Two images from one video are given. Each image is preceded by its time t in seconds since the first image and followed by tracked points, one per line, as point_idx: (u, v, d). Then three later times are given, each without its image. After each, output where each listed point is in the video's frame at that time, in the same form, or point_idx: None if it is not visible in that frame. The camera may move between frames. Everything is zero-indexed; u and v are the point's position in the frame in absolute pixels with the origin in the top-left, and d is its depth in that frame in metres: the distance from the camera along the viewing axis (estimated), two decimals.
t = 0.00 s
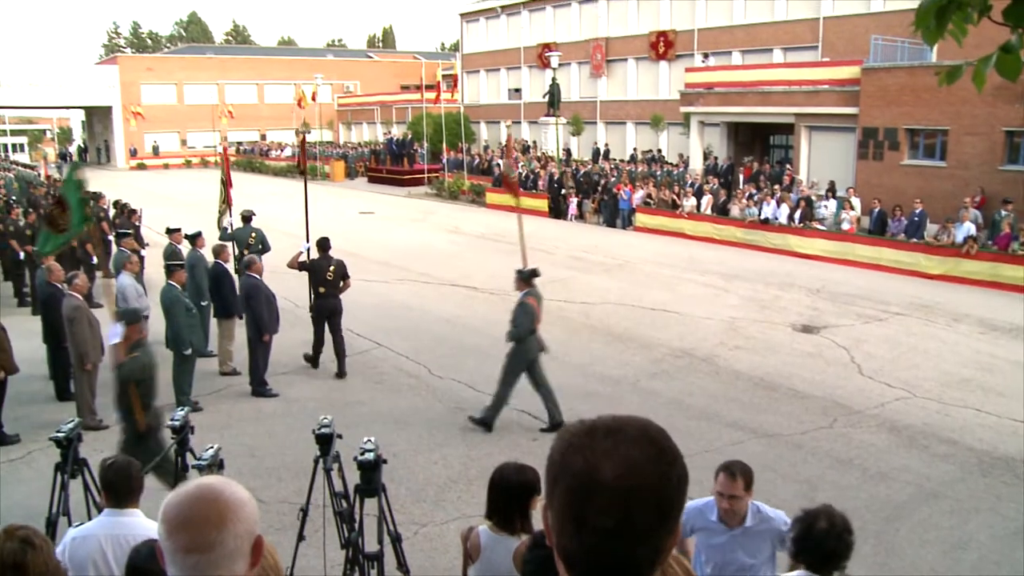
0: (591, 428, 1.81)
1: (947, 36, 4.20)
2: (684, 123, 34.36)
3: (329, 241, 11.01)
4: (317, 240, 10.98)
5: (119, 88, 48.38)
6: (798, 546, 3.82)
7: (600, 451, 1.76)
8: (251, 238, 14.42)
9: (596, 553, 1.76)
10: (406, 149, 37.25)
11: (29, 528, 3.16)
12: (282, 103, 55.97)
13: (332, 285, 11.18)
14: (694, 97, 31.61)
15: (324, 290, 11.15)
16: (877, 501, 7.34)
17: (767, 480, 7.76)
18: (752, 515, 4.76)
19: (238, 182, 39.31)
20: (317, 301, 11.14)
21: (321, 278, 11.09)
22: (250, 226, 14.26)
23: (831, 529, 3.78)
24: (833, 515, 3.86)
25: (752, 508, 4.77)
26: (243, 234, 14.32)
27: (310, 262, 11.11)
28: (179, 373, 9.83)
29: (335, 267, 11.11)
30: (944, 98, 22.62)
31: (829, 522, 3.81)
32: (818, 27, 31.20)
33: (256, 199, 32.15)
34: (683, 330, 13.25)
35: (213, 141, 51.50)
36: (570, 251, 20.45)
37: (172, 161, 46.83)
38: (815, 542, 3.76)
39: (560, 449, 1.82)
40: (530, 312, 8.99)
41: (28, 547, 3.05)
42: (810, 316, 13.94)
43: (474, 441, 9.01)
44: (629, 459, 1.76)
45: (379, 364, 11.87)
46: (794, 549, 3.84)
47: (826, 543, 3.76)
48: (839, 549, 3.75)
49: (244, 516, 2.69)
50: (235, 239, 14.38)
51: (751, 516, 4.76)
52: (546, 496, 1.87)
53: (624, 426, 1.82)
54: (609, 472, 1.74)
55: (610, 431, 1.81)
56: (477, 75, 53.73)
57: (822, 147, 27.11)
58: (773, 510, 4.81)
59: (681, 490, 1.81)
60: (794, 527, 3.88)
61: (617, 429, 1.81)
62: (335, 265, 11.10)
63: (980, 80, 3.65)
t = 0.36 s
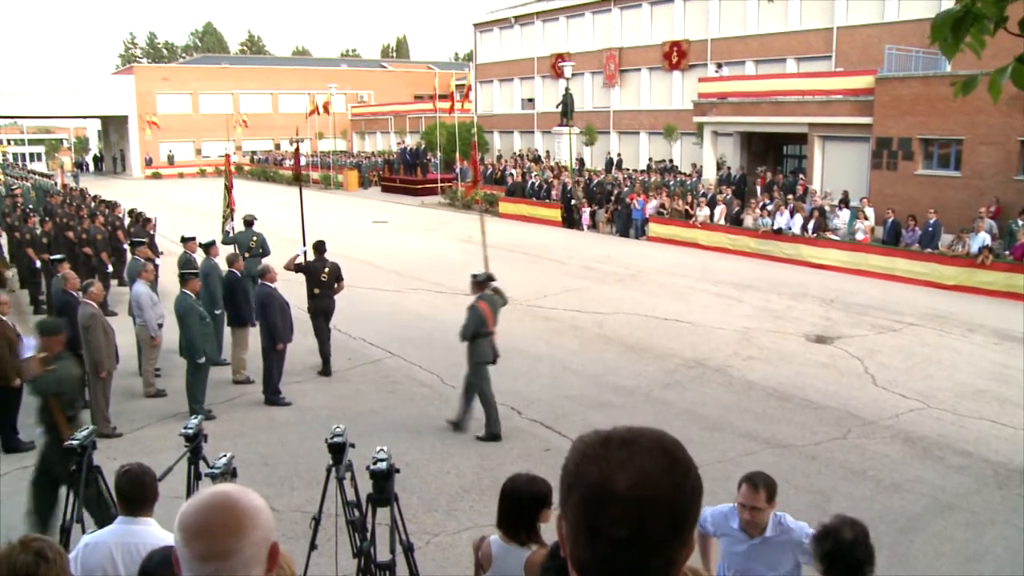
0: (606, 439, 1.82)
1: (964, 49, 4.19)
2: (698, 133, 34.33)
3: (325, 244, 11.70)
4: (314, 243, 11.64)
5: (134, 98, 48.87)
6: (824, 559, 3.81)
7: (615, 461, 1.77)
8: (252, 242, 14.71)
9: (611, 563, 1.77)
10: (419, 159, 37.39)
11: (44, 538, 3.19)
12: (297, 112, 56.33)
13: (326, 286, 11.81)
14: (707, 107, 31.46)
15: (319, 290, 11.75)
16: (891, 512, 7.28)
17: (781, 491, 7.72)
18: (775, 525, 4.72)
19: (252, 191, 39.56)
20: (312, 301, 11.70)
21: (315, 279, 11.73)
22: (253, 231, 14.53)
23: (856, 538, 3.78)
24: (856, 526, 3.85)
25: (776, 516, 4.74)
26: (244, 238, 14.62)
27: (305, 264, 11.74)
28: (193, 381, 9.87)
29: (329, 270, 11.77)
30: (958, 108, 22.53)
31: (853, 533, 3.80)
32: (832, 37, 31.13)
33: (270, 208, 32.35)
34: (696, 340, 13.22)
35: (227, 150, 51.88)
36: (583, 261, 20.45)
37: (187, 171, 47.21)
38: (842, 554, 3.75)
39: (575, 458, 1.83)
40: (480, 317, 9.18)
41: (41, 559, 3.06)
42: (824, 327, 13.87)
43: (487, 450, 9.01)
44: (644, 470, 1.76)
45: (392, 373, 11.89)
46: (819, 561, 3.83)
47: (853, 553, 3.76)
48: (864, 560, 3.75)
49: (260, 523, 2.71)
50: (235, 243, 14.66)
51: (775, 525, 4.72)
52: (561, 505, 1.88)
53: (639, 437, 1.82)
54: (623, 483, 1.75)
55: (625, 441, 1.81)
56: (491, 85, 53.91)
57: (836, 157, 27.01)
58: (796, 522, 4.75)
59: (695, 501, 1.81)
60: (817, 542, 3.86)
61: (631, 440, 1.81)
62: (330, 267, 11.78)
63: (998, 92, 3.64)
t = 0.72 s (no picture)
0: (615, 448, 1.82)
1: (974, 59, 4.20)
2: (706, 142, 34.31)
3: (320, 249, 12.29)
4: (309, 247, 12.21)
5: (144, 107, 49.19)
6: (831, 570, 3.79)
7: (624, 470, 1.77)
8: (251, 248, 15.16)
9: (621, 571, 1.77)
10: (428, 167, 37.48)
11: (52, 547, 3.22)
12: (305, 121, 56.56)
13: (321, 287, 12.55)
14: (715, 115, 31.39)
15: (314, 292, 12.55)
16: (899, 522, 7.24)
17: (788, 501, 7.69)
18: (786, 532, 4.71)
19: (261, 199, 39.70)
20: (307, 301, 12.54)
21: (310, 281, 12.45)
22: (252, 237, 14.94)
23: (862, 548, 3.79)
24: (862, 537, 3.85)
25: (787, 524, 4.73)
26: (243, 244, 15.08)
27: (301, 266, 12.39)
28: (200, 389, 9.89)
29: (324, 272, 12.43)
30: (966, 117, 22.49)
31: (860, 544, 3.80)
32: (840, 46, 31.10)
33: (279, 216, 32.46)
34: (704, 349, 13.19)
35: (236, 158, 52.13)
36: (591, 270, 20.45)
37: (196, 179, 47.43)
38: (851, 566, 3.74)
39: (585, 467, 1.84)
40: (437, 313, 9.63)
41: (48, 570, 3.07)
42: (832, 336, 13.82)
43: (493, 459, 9.01)
44: (654, 479, 1.76)
45: (399, 382, 11.90)
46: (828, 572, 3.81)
47: (861, 563, 3.76)
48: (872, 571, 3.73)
49: (270, 530, 2.72)
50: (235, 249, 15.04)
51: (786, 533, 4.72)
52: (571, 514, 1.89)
53: (649, 446, 1.83)
54: (633, 491, 1.75)
55: (634, 450, 1.81)
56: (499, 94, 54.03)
57: (844, 166, 26.94)
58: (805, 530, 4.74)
59: (706, 510, 1.81)
60: (824, 554, 3.82)
61: (641, 449, 1.81)
62: (324, 270, 12.42)
63: (1005, 101, 3.65)
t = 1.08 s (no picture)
0: (624, 453, 1.84)
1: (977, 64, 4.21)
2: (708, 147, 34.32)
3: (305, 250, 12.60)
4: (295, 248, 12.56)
5: (146, 111, 49.32)
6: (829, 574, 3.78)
7: (633, 474, 1.78)
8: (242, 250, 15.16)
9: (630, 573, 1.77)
10: (430, 172, 37.51)
11: (44, 552, 3.22)
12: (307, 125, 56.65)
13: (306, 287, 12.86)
14: (717, 120, 31.38)
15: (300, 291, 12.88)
16: (901, 527, 7.23)
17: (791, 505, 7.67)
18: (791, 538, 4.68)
19: (263, 204, 39.76)
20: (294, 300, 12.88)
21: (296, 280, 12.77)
22: (242, 239, 15.03)
23: (861, 554, 3.77)
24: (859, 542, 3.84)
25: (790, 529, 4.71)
26: (234, 246, 15.07)
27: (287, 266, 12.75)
28: (201, 393, 9.89)
29: (309, 272, 12.74)
30: (967, 121, 22.50)
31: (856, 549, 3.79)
32: (842, 50, 31.12)
33: (281, 221, 32.50)
34: (706, 353, 13.19)
35: (237, 162, 52.25)
36: (592, 274, 20.47)
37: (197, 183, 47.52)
38: (848, 569, 3.73)
39: (595, 470, 1.85)
40: (398, 313, 10.10)
41: None
42: (834, 340, 13.81)
43: (496, 463, 9.01)
44: (663, 482, 1.77)
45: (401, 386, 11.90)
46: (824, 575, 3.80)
47: (859, 569, 3.75)
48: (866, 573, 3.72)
49: (271, 538, 2.71)
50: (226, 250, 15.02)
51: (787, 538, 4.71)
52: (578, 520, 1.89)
53: (659, 450, 1.84)
54: (642, 494, 1.76)
55: (643, 455, 1.83)
56: (501, 98, 54.12)
57: (846, 170, 26.94)
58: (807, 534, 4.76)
59: (715, 517, 1.81)
60: (823, 558, 3.82)
61: (651, 453, 1.83)
62: (309, 270, 12.73)
63: (1007, 107, 3.65)
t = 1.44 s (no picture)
0: (625, 456, 1.83)
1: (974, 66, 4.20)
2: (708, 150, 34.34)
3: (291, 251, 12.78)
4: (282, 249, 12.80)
5: (146, 114, 49.36)
6: None
7: (635, 477, 1.78)
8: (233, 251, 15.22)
9: None
10: (430, 175, 37.48)
11: (40, 554, 3.21)
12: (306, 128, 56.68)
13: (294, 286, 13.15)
14: (716, 123, 31.36)
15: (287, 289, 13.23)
16: (902, 530, 7.22)
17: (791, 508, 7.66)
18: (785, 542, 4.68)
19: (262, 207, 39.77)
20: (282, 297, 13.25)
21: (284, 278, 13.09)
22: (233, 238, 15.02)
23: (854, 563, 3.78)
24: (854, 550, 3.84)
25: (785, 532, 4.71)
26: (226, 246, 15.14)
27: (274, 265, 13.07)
28: (201, 396, 9.88)
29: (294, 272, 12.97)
30: (966, 125, 22.53)
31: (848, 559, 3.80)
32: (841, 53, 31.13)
33: (281, 224, 32.54)
34: (705, 356, 13.18)
35: (237, 166, 52.29)
36: (592, 277, 20.47)
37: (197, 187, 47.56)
38: None
39: (597, 473, 1.84)
40: (370, 307, 10.42)
41: None
42: (834, 343, 13.80)
43: (496, 466, 9.00)
44: (666, 486, 1.77)
45: (401, 389, 11.89)
46: None
47: None
48: None
49: (270, 542, 2.70)
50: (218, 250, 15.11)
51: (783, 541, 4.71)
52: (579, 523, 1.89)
53: (660, 453, 1.84)
54: (645, 497, 1.76)
55: (646, 458, 1.83)
56: (501, 101, 54.17)
57: (845, 173, 26.95)
58: (805, 538, 4.75)
59: (717, 520, 1.81)
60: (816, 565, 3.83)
61: (653, 456, 1.83)
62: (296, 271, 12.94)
63: (1005, 110, 3.65)
